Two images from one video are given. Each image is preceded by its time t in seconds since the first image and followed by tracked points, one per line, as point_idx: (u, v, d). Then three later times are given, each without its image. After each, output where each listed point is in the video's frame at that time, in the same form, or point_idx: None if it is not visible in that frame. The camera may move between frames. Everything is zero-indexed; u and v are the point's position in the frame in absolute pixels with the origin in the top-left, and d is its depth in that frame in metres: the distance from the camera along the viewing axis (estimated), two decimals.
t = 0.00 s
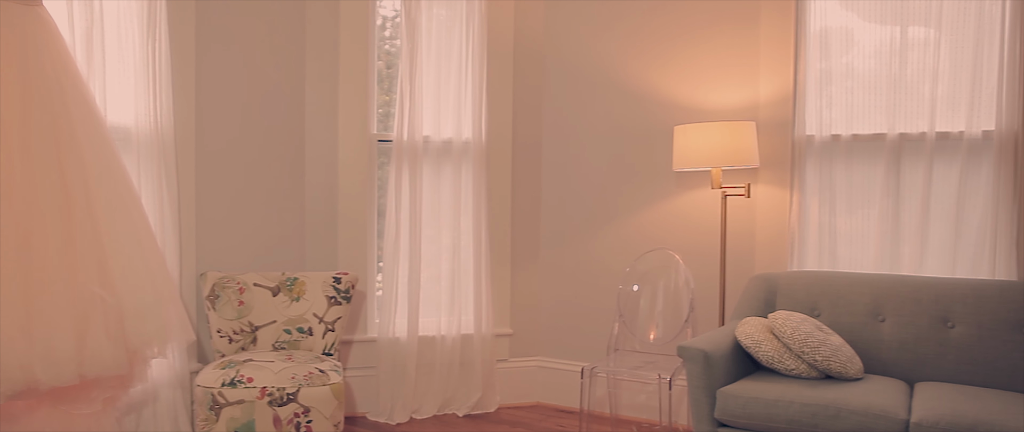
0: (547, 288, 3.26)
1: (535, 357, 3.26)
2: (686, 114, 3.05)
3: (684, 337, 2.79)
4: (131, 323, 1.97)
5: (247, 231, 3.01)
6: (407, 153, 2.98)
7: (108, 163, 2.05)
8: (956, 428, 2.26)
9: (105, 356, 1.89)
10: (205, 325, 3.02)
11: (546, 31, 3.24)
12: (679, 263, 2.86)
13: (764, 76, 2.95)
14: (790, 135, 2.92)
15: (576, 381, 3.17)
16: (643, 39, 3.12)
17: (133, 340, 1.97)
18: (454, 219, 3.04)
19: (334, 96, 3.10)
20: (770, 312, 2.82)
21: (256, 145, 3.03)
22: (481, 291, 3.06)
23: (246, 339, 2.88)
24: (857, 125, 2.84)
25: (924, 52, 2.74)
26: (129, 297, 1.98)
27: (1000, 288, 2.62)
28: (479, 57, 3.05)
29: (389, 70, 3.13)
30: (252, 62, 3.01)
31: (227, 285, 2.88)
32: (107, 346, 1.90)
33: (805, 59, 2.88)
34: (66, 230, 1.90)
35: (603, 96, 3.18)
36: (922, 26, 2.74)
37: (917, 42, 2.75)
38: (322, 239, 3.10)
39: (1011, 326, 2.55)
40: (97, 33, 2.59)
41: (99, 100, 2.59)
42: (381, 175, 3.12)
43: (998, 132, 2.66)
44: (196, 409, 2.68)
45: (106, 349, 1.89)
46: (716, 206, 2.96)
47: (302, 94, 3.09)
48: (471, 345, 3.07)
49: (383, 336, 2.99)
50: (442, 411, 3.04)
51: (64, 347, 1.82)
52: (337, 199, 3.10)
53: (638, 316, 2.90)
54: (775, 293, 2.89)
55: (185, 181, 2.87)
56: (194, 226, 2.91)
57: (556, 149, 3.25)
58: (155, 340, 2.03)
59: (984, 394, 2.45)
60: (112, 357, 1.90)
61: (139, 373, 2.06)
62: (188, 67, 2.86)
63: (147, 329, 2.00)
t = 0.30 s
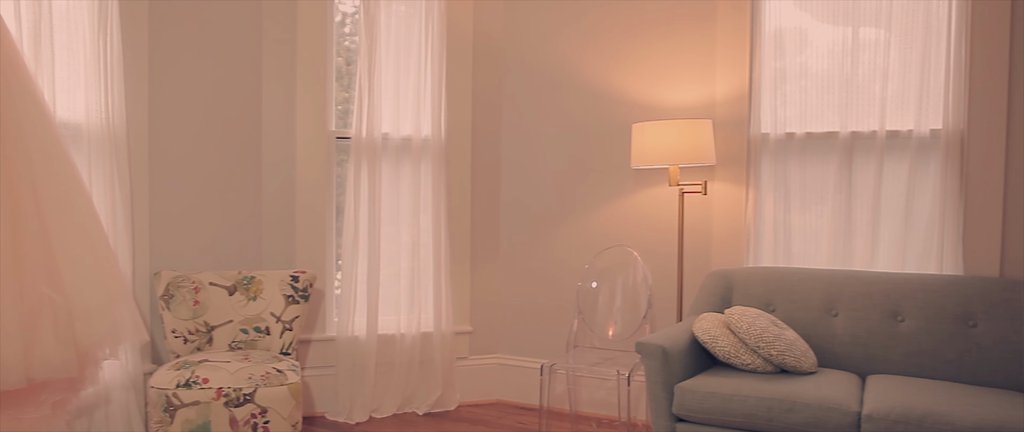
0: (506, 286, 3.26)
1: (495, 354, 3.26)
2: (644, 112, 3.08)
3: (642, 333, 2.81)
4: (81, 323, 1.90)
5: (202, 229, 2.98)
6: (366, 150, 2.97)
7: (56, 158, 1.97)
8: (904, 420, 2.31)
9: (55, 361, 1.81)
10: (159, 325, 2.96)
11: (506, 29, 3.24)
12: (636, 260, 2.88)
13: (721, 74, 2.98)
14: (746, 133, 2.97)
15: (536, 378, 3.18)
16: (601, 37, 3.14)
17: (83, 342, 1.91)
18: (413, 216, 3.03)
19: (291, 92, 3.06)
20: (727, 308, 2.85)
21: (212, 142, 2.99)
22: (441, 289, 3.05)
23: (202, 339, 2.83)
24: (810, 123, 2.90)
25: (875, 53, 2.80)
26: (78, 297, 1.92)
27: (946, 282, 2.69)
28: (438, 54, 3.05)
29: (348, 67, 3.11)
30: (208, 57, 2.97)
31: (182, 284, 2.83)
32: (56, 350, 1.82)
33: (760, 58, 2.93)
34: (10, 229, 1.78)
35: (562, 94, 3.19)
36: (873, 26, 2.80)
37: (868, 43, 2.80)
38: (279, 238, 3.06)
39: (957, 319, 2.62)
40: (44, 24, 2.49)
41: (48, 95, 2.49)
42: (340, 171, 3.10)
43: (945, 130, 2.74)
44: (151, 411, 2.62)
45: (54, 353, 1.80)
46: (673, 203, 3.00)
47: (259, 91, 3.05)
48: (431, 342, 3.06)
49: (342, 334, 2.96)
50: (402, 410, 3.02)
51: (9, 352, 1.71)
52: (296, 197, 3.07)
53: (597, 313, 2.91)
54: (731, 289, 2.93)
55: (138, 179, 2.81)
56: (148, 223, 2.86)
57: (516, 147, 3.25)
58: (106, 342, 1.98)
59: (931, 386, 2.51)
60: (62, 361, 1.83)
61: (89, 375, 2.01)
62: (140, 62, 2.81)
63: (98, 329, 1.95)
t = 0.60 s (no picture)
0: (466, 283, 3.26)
1: (454, 352, 3.25)
2: (603, 110, 3.10)
3: (601, 330, 2.83)
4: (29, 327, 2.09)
5: (155, 227, 2.93)
6: (323, 148, 2.95)
7: None
8: (857, 413, 2.33)
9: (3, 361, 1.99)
10: (111, 326, 2.89)
11: (465, 26, 3.24)
12: (595, 256, 2.90)
13: (678, 72, 3.01)
14: (702, 131, 3.00)
15: (495, 375, 3.18)
16: (560, 35, 3.15)
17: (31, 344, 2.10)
18: (371, 214, 3.02)
19: (247, 88, 3.01)
20: (684, 303, 2.87)
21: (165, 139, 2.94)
22: (400, 287, 3.04)
23: (155, 340, 2.78)
24: (764, 121, 2.94)
25: (828, 53, 2.85)
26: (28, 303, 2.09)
27: (896, 276, 2.75)
28: (396, 50, 3.04)
29: (305, 63, 3.07)
30: (161, 53, 2.92)
31: (134, 284, 2.78)
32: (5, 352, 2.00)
33: (716, 56, 2.97)
34: None
35: (521, 92, 3.20)
36: (825, 27, 2.85)
37: (821, 43, 2.85)
38: (235, 236, 3.01)
39: (906, 313, 2.68)
40: None
41: None
42: (297, 169, 3.06)
43: (894, 129, 2.80)
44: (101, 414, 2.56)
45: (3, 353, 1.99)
46: (631, 200, 3.03)
47: (214, 86, 2.99)
48: (390, 341, 3.05)
49: (299, 334, 2.94)
50: (361, 409, 3.00)
51: None
52: (252, 194, 3.02)
53: (555, 310, 2.93)
54: (688, 285, 2.96)
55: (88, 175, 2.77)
56: (98, 221, 2.82)
57: (476, 145, 3.25)
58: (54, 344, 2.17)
59: (882, 379, 2.56)
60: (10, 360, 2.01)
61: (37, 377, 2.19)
62: (91, 56, 2.77)
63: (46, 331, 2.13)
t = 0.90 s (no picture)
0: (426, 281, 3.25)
1: (414, 350, 3.24)
2: (562, 107, 3.12)
3: (560, 326, 2.83)
4: None
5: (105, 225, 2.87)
6: (279, 145, 2.92)
7: None
8: (812, 406, 2.35)
9: None
10: (60, 328, 2.82)
11: (425, 22, 3.23)
12: (554, 253, 2.91)
13: (636, 70, 3.04)
14: (660, 129, 3.03)
15: (454, 373, 3.18)
16: (519, 32, 3.16)
17: None
18: (329, 212, 2.99)
19: (200, 84, 2.95)
20: (642, 300, 2.88)
21: (116, 135, 2.88)
22: (358, 285, 3.02)
23: (106, 341, 2.71)
24: (720, 119, 2.98)
25: (782, 53, 2.90)
26: None
27: (847, 271, 2.80)
28: (353, 46, 3.02)
29: (261, 59, 3.03)
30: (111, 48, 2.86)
31: (84, 284, 2.72)
32: None
33: (674, 54, 3.00)
34: None
35: (481, 89, 3.19)
36: (779, 27, 2.89)
37: (776, 43, 2.90)
38: (189, 234, 2.95)
39: (857, 307, 2.73)
40: None
41: None
42: (254, 166, 3.02)
43: (846, 127, 2.85)
44: (49, 419, 2.49)
45: None
46: (589, 198, 3.05)
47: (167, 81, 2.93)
48: (348, 340, 3.03)
49: (256, 333, 2.89)
50: (319, 409, 2.97)
51: None
52: (206, 192, 2.96)
53: (515, 307, 2.93)
54: (646, 282, 2.98)
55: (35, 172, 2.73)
56: (45, 218, 2.77)
57: (436, 142, 3.24)
58: None
59: (834, 372, 2.61)
60: None
61: None
62: (36, 52, 2.73)
63: None
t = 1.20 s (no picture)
0: (387, 280, 3.23)
1: (373, 349, 3.22)
2: (522, 105, 3.13)
3: (520, 324, 2.85)
4: None
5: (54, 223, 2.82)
6: (235, 142, 2.87)
7: None
8: (767, 399, 2.38)
9: None
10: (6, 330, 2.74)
11: (384, 19, 3.21)
12: (514, 250, 2.92)
13: (595, 68, 3.06)
14: (619, 126, 3.06)
15: (414, 371, 3.17)
16: (479, 30, 3.16)
17: None
18: (286, 210, 2.96)
19: (152, 80, 2.89)
20: (602, 296, 2.90)
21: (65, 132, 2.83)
22: (316, 284, 2.99)
23: (55, 343, 2.63)
24: (678, 118, 3.02)
25: (738, 52, 2.94)
26: None
27: (800, 267, 2.86)
28: (310, 42, 3.00)
29: (217, 56, 2.98)
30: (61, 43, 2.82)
31: (32, 284, 2.65)
32: None
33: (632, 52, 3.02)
34: None
35: (441, 86, 3.18)
36: (736, 26, 2.93)
37: (732, 42, 2.94)
38: (142, 233, 2.90)
39: (812, 302, 2.78)
40: None
41: None
42: (209, 163, 2.97)
43: (799, 126, 2.91)
44: None
45: None
46: (549, 195, 3.07)
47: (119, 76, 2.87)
48: (307, 339, 3.00)
49: (211, 333, 2.85)
50: (277, 409, 2.95)
51: None
52: (160, 190, 2.91)
53: (475, 304, 2.92)
54: (606, 279, 3.00)
55: None
56: None
57: (396, 139, 3.22)
58: None
59: (788, 365, 2.65)
60: None
61: None
62: None
63: None
